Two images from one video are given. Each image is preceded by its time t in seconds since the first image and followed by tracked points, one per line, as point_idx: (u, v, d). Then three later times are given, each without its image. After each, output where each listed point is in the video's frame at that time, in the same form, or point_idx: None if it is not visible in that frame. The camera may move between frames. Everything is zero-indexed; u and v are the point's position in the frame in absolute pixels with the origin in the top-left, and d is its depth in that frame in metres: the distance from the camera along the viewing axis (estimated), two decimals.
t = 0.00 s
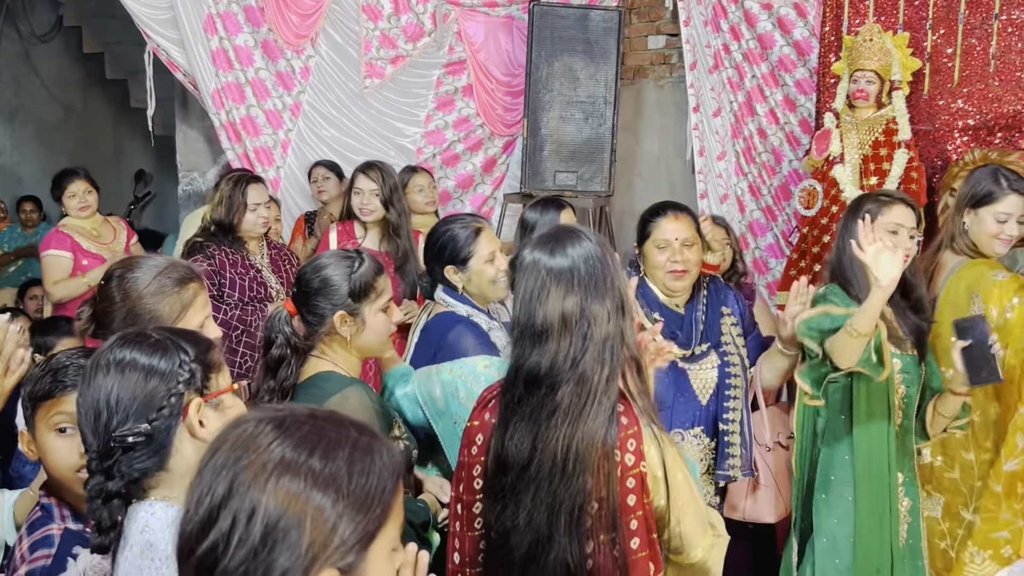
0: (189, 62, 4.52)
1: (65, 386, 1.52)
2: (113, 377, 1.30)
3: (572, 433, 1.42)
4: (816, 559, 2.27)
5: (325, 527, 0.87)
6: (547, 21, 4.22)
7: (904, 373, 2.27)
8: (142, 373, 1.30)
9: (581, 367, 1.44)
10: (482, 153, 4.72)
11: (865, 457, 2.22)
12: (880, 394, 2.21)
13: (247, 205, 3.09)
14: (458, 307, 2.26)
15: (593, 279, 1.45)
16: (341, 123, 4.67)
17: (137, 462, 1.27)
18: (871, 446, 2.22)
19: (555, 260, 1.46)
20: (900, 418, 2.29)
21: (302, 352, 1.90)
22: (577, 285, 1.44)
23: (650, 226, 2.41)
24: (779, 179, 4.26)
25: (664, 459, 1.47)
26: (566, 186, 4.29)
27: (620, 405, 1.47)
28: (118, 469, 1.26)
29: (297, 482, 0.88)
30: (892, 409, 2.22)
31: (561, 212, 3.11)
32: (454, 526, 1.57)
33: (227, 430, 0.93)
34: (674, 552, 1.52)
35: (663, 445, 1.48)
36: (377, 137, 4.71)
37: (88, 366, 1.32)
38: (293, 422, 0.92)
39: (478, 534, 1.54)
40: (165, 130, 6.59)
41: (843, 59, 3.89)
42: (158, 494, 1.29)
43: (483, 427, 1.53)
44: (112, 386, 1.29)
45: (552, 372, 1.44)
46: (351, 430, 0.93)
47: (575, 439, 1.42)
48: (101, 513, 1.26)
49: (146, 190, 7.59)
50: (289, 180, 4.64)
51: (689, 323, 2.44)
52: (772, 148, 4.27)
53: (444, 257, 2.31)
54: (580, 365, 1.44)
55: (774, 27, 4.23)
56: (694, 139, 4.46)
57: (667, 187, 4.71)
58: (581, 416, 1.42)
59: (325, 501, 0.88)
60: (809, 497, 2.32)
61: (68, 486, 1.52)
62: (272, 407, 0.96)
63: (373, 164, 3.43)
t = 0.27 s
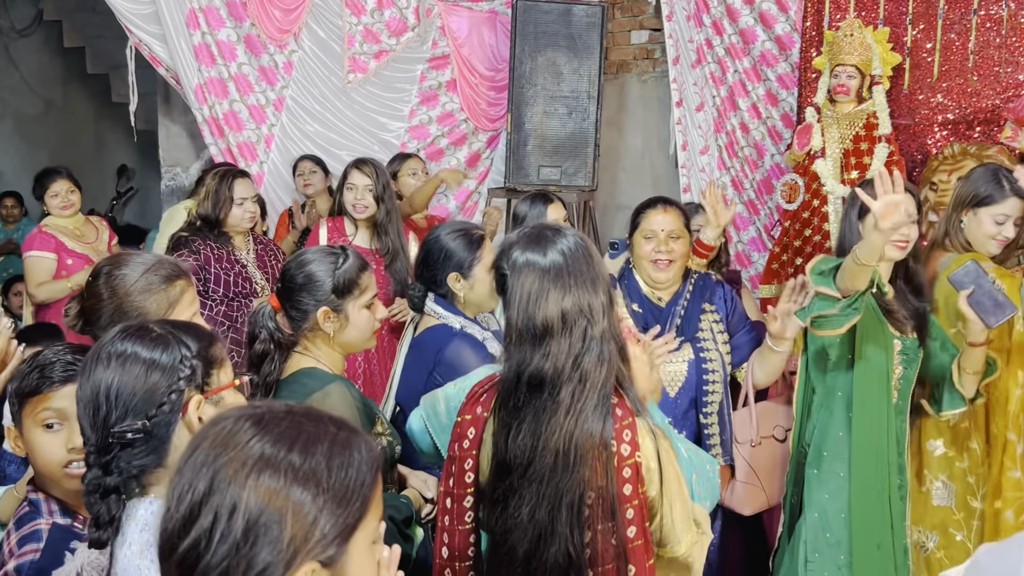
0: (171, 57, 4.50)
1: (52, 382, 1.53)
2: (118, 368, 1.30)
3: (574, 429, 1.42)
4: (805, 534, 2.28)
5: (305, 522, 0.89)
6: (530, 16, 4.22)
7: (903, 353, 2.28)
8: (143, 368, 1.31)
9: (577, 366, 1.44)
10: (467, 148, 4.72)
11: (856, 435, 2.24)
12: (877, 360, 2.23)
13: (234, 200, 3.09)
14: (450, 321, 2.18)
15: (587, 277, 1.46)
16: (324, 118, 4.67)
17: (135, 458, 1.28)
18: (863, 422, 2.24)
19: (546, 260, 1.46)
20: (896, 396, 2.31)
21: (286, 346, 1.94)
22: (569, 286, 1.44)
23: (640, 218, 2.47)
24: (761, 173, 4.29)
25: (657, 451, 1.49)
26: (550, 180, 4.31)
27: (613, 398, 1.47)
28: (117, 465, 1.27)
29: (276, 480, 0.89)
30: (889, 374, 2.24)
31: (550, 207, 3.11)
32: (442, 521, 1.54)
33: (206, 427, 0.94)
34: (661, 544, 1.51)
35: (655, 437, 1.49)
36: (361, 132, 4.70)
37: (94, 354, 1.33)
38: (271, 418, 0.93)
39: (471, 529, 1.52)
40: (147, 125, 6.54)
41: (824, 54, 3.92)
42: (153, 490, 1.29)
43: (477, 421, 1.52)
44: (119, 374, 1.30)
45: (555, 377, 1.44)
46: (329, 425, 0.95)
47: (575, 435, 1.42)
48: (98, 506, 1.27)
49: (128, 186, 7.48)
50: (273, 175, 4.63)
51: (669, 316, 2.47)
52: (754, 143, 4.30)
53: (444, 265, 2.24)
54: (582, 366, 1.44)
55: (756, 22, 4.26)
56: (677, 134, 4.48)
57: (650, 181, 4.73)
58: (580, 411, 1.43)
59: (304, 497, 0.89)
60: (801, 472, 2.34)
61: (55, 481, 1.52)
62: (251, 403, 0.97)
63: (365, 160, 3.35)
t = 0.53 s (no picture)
0: (153, 53, 4.48)
1: (37, 381, 1.52)
2: (122, 371, 1.26)
3: (558, 429, 1.40)
4: (785, 525, 2.32)
5: (291, 522, 0.89)
6: (513, 13, 4.23)
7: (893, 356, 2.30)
8: (149, 374, 1.26)
9: (563, 363, 1.41)
10: (451, 144, 4.74)
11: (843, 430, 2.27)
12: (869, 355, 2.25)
13: (217, 196, 3.07)
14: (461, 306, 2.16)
15: (574, 276, 1.43)
16: (307, 114, 4.65)
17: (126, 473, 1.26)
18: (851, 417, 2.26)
19: (534, 258, 1.43)
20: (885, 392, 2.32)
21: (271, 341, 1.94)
22: (556, 282, 1.42)
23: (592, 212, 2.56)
24: (743, 169, 4.31)
25: (641, 453, 1.46)
26: (534, 177, 4.32)
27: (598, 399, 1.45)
28: (107, 476, 1.25)
29: (260, 480, 0.89)
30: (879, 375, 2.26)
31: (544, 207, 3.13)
32: (432, 517, 1.55)
33: (189, 430, 0.94)
34: (646, 547, 1.50)
35: (640, 439, 1.46)
36: (345, 129, 4.70)
37: (99, 351, 1.29)
38: (254, 420, 0.94)
39: (458, 525, 1.52)
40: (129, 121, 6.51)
41: (806, 50, 3.94)
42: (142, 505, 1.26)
43: (462, 418, 1.53)
44: (121, 379, 1.26)
45: (539, 373, 1.42)
46: (311, 424, 0.95)
47: (560, 433, 1.40)
48: (88, 508, 1.27)
49: (110, 184, 7.37)
50: (255, 172, 4.62)
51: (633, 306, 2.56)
52: (737, 139, 4.32)
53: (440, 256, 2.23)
54: (566, 362, 1.41)
55: (739, 18, 4.28)
56: (661, 130, 4.50)
57: (634, 177, 4.76)
58: (565, 410, 1.41)
59: (289, 496, 0.89)
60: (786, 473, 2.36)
61: (39, 481, 1.52)
62: (231, 407, 0.97)
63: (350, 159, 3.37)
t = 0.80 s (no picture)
0: (133, 49, 4.47)
1: (15, 379, 1.46)
2: (118, 389, 1.23)
3: (530, 428, 1.39)
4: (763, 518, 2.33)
5: (265, 519, 0.88)
6: (495, 8, 4.21)
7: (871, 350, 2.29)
8: (155, 396, 1.23)
9: (536, 363, 1.40)
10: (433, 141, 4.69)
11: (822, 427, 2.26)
12: (844, 348, 2.26)
13: (198, 191, 3.07)
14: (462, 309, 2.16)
15: (550, 274, 1.42)
16: (289, 110, 4.63)
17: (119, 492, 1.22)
18: (830, 414, 2.26)
19: (510, 256, 1.42)
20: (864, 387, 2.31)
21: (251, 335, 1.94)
22: (530, 280, 1.41)
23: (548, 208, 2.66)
24: (726, 166, 4.33)
25: (614, 455, 1.45)
26: (517, 173, 4.31)
27: (574, 401, 1.43)
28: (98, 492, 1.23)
29: (229, 483, 0.88)
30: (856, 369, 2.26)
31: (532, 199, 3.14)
32: (412, 517, 1.54)
33: (155, 433, 0.93)
34: (623, 552, 1.51)
35: (615, 442, 1.45)
36: (327, 125, 4.67)
37: (99, 365, 1.26)
38: (220, 421, 0.92)
39: (437, 526, 1.50)
40: (109, 118, 6.44)
41: (788, 46, 3.95)
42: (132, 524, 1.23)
43: (440, 419, 1.51)
44: (116, 398, 1.23)
45: (508, 368, 1.41)
46: (279, 420, 0.94)
47: (531, 433, 1.39)
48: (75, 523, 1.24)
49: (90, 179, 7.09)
50: (236, 169, 4.59)
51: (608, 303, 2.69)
52: (720, 135, 4.33)
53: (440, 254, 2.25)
54: (536, 360, 1.40)
55: (720, 15, 4.29)
56: (643, 126, 4.47)
57: (617, 173, 4.75)
58: (536, 410, 1.40)
59: (261, 494, 0.89)
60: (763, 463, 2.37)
61: (17, 481, 1.47)
62: (199, 408, 0.96)
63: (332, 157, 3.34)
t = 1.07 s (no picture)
0: (114, 46, 4.41)
1: None
2: (110, 400, 1.23)
3: (501, 430, 1.39)
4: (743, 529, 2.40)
5: (247, 517, 0.88)
6: (479, 6, 4.21)
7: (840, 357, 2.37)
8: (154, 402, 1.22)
9: (507, 363, 1.41)
10: (417, 138, 4.70)
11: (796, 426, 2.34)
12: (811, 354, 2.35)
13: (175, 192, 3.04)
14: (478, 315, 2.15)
15: (519, 274, 1.41)
16: (271, 108, 4.61)
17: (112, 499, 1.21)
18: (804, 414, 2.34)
19: (482, 254, 1.42)
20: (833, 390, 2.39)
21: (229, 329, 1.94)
22: (501, 280, 1.41)
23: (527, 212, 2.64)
24: (709, 163, 4.34)
25: (590, 457, 1.45)
26: (501, 171, 4.30)
27: (548, 403, 1.44)
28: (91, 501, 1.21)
29: (208, 483, 0.87)
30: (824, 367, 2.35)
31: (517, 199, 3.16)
32: (391, 519, 1.53)
33: (132, 437, 0.91)
34: (608, 549, 1.50)
35: (590, 444, 1.45)
36: (309, 123, 4.66)
37: (94, 373, 1.26)
38: (198, 422, 0.91)
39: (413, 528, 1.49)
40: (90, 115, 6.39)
41: (771, 45, 3.97)
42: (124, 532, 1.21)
43: (416, 422, 1.49)
44: (107, 408, 1.22)
45: (475, 365, 1.41)
46: (255, 417, 0.94)
47: (504, 434, 1.39)
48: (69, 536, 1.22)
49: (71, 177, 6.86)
50: (218, 167, 4.58)
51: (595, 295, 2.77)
52: (703, 133, 4.34)
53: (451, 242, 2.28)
54: (503, 359, 1.41)
55: (704, 13, 4.30)
56: (627, 125, 4.46)
57: (601, 171, 4.76)
58: (508, 411, 1.40)
59: (242, 493, 0.88)
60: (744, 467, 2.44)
61: None
62: (175, 407, 0.95)
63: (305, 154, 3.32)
